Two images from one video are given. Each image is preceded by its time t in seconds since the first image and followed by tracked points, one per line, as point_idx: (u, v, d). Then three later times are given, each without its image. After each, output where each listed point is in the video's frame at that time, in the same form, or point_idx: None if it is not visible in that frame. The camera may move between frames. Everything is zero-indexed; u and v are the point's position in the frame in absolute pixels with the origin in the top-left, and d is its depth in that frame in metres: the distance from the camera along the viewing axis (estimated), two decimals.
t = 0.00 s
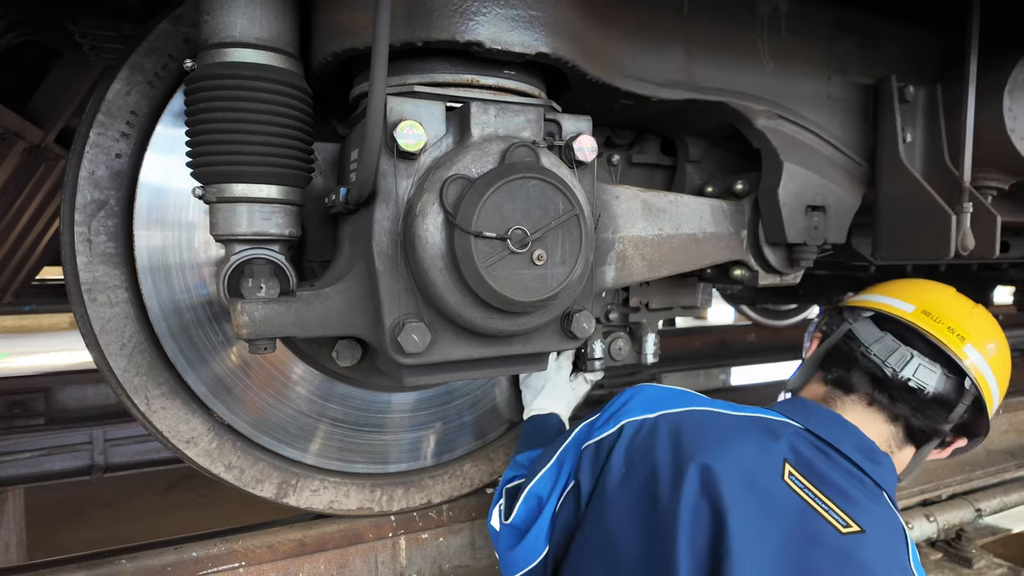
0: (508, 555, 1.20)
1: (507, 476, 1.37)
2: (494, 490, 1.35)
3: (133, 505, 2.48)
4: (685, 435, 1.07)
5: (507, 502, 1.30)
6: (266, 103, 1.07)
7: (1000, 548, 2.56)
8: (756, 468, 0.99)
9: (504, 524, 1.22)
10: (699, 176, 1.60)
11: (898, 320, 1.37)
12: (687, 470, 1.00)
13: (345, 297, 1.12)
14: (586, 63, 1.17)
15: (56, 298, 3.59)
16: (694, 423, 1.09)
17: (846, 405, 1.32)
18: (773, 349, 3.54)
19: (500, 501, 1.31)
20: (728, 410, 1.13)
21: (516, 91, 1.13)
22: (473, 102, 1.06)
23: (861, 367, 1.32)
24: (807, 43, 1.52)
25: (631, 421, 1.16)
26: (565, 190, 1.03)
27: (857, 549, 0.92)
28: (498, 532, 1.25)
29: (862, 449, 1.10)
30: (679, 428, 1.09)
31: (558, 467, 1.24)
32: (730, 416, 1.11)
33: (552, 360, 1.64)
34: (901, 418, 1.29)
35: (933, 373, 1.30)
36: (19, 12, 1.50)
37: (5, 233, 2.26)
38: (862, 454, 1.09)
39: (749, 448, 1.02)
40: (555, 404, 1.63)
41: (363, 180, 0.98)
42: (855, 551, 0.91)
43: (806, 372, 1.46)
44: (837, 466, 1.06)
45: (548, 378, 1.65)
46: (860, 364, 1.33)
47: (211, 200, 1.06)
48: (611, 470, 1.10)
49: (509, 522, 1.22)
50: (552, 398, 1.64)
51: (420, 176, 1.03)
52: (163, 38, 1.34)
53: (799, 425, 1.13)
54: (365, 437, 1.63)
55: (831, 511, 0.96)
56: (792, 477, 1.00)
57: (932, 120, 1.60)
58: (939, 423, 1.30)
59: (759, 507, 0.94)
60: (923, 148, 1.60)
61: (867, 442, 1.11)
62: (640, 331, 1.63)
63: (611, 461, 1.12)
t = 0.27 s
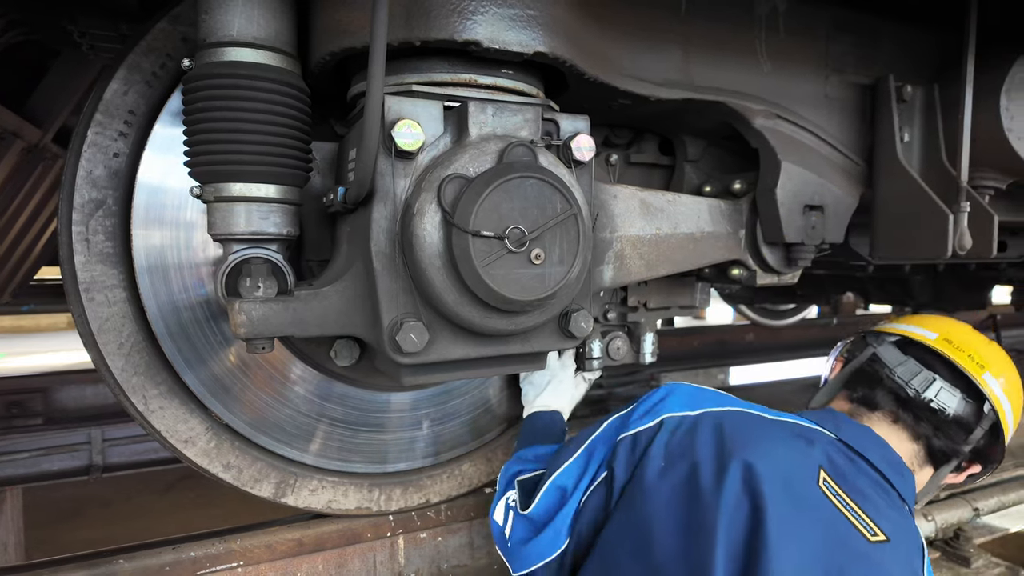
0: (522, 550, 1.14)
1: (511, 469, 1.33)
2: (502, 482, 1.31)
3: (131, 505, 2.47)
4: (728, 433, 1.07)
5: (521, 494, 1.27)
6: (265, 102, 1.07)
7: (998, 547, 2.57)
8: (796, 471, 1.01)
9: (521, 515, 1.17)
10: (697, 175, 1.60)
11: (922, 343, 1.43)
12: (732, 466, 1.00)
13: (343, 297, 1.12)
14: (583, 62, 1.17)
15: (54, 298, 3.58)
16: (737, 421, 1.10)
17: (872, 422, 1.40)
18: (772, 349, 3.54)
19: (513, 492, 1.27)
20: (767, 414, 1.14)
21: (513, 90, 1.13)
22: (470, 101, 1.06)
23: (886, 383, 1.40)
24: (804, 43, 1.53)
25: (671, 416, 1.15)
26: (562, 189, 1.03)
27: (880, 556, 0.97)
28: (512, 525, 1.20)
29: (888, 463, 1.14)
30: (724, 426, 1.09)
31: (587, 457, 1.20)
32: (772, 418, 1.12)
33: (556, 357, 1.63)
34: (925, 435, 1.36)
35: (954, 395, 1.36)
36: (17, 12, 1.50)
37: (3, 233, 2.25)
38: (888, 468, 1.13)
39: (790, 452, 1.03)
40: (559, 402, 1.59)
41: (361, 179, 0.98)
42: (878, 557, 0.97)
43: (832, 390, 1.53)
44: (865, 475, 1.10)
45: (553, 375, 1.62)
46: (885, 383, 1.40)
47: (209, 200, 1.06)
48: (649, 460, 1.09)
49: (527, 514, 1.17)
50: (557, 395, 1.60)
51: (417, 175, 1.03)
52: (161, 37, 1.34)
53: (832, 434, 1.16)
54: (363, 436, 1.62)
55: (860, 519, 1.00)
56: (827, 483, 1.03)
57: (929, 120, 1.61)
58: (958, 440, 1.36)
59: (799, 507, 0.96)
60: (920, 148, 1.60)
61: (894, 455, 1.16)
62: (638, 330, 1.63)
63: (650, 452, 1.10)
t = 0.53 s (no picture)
0: (543, 537, 1.16)
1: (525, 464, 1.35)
2: (519, 476, 1.33)
3: (129, 505, 2.47)
4: (768, 441, 1.08)
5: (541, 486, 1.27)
6: (262, 103, 1.07)
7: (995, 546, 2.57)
8: (829, 484, 1.02)
9: (547, 502, 1.19)
10: (694, 175, 1.61)
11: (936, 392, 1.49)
12: (769, 471, 1.01)
13: (340, 297, 1.12)
14: (580, 63, 1.17)
15: (52, 298, 3.58)
16: (776, 433, 1.11)
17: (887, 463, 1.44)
18: (770, 349, 3.55)
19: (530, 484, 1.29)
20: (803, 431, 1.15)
21: (511, 90, 1.13)
22: (467, 101, 1.06)
23: (902, 423, 1.44)
24: (802, 44, 1.53)
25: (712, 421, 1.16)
26: (559, 190, 1.03)
27: None
28: (534, 514, 1.21)
29: (909, 491, 1.15)
30: (764, 434, 1.10)
31: (620, 455, 1.23)
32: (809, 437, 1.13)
33: (556, 360, 1.61)
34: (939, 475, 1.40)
35: (968, 439, 1.40)
36: (14, 12, 1.50)
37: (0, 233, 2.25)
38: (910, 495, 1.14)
39: (825, 466, 1.04)
40: (559, 404, 1.56)
41: (358, 179, 0.98)
42: None
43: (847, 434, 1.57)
44: (890, 499, 1.11)
45: (553, 379, 1.60)
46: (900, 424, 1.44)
47: (206, 200, 1.06)
48: (690, 456, 1.09)
49: (552, 503, 1.19)
50: (557, 398, 1.58)
51: (414, 175, 1.03)
52: (158, 37, 1.34)
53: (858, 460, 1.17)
54: (361, 436, 1.62)
55: (884, 540, 1.00)
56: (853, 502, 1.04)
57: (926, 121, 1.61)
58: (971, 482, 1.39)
59: (832, 517, 0.97)
60: (918, 148, 1.60)
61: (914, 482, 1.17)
62: (635, 331, 1.63)
63: (688, 451, 1.11)
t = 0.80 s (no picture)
0: (551, 533, 1.16)
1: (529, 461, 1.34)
2: (523, 473, 1.32)
3: (127, 505, 2.47)
4: (783, 448, 1.09)
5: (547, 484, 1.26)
6: (261, 102, 1.07)
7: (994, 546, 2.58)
8: (839, 496, 1.03)
9: (555, 501, 1.18)
10: (693, 175, 1.61)
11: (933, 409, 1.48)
12: (785, 477, 1.02)
13: (338, 296, 1.12)
14: (579, 62, 1.17)
15: (50, 298, 3.58)
16: (790, 439, 1.12)
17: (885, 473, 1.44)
18: (768, 349, 3.55)
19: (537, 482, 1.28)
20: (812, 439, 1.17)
21: (509, 89, 1.13)
22: (466, 100, 1.06)
23: (902, 436, 1.44)
24: (800, 43, 1.53)
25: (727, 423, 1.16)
26: (558, 189, 1.03)
27: None
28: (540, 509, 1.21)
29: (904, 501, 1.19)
30: (777, 440, 1.11)
31: (631, 455, 1.23)
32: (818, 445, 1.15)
33: (556, 360, 1.60)
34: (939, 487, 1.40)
35: (963, 456, 1.42)
36: (12, 11, 1.50)
37: None
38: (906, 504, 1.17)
39: (835, 478, 1.06)
40: (560, 403, 1.56)
41: (356, 178, 0.98)
42: None
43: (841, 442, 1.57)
44: (887, 509, 1.14)
45: (553, 378, 1.60)
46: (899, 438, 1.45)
47: (204, 199, 1.06)
48: (703, 461, 1.09)
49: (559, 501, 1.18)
50: (558, 397, 1.57)
51: (412, 173, 1.03)
52: (157, 36, 1.34)
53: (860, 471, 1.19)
54: (361, 436, 1.62)
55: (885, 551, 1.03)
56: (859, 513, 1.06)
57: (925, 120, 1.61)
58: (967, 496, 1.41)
59: (841, 529, 0.98)
60: (916, 148, 1.60)
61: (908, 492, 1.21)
62: (634, 330, 1.63)
63: (703, 453, 1.11)
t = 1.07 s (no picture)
0: (527, 545, 1.16)
1: (516, 468, 1.34)
2: (507, 479, 1.32)
3: (125, 505, 2.46)
4: (741, 436, 1.08)
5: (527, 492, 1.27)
6: (259, 100, 1.07)
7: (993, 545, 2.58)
8: (805, 475, 1.03)
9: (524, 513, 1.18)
10: (692, 174, 1.61)
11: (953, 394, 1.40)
12: (744, 469, 1.01)
13: (336, 295, 1.12)
14: (577, 61, 1.17)
15: (49, 297, 3.57)
16: (748, 424, 1.11)
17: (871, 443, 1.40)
18: (767, 349, 3.56)
19: (518, 489, 1.28)
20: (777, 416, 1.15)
21: (507, 88, 1.13)
22: (464, 98, 1.06)
23: (906, 414, 1.38)
24: (798, 43, 1.53)
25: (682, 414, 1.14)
26: (556, 187, 1.03)
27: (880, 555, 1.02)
28: (516, 523, 1.21)
29: (887, 466, 1.19)
30: (733, 427, 1.10)
31: (592, 456, 1.20)
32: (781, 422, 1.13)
33: (555, 358, 1.60)
34: (925, 466, 1.40)
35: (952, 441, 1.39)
36: (9, 10, 1.50)
37: None
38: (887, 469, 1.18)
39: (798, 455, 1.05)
40: (559, 401, 1.56)
41: (355, 176, 0.98)
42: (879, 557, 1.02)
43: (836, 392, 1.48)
44: (866, 479, 1.14)
45: (552, 376, 1.60)
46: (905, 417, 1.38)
47: (202, 197, 1.06)
48: (661, 460, 1.08)
49: (531, 512, 1.17)
50: (556, 395, 1.57)
51: (410, 172, 1.03)
52: (155, 35, 1.34)
53: (836, 439, 1.19)
54: (359, 435, 1.62)
55: (862, 519, 1.04)
56: (831, 484, 1.06)
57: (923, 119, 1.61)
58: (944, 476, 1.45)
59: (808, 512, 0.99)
60: (914, 147, 1.60)
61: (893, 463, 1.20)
62: (633, 329, 1.63)
63: (660, 451, 1.09)
